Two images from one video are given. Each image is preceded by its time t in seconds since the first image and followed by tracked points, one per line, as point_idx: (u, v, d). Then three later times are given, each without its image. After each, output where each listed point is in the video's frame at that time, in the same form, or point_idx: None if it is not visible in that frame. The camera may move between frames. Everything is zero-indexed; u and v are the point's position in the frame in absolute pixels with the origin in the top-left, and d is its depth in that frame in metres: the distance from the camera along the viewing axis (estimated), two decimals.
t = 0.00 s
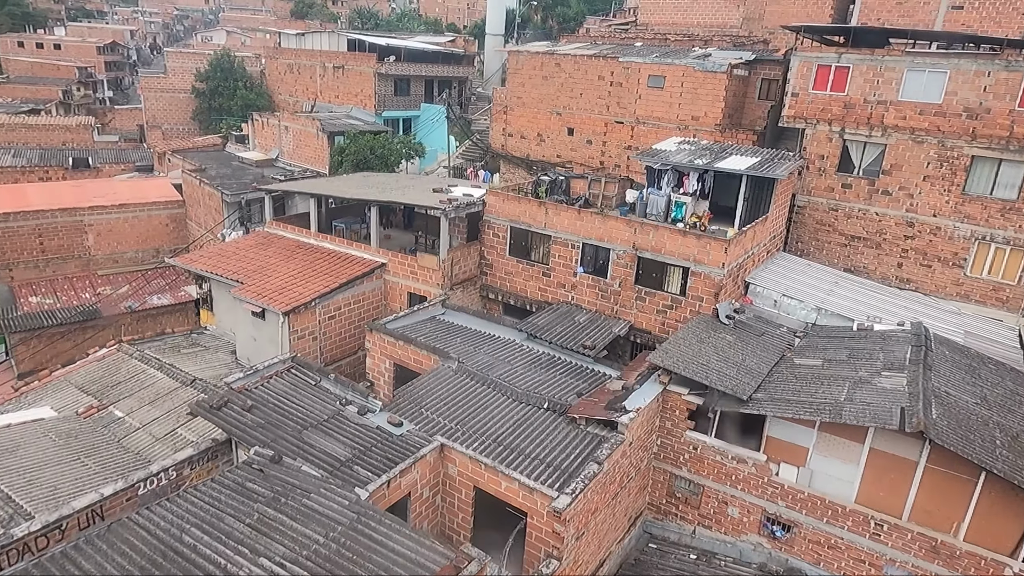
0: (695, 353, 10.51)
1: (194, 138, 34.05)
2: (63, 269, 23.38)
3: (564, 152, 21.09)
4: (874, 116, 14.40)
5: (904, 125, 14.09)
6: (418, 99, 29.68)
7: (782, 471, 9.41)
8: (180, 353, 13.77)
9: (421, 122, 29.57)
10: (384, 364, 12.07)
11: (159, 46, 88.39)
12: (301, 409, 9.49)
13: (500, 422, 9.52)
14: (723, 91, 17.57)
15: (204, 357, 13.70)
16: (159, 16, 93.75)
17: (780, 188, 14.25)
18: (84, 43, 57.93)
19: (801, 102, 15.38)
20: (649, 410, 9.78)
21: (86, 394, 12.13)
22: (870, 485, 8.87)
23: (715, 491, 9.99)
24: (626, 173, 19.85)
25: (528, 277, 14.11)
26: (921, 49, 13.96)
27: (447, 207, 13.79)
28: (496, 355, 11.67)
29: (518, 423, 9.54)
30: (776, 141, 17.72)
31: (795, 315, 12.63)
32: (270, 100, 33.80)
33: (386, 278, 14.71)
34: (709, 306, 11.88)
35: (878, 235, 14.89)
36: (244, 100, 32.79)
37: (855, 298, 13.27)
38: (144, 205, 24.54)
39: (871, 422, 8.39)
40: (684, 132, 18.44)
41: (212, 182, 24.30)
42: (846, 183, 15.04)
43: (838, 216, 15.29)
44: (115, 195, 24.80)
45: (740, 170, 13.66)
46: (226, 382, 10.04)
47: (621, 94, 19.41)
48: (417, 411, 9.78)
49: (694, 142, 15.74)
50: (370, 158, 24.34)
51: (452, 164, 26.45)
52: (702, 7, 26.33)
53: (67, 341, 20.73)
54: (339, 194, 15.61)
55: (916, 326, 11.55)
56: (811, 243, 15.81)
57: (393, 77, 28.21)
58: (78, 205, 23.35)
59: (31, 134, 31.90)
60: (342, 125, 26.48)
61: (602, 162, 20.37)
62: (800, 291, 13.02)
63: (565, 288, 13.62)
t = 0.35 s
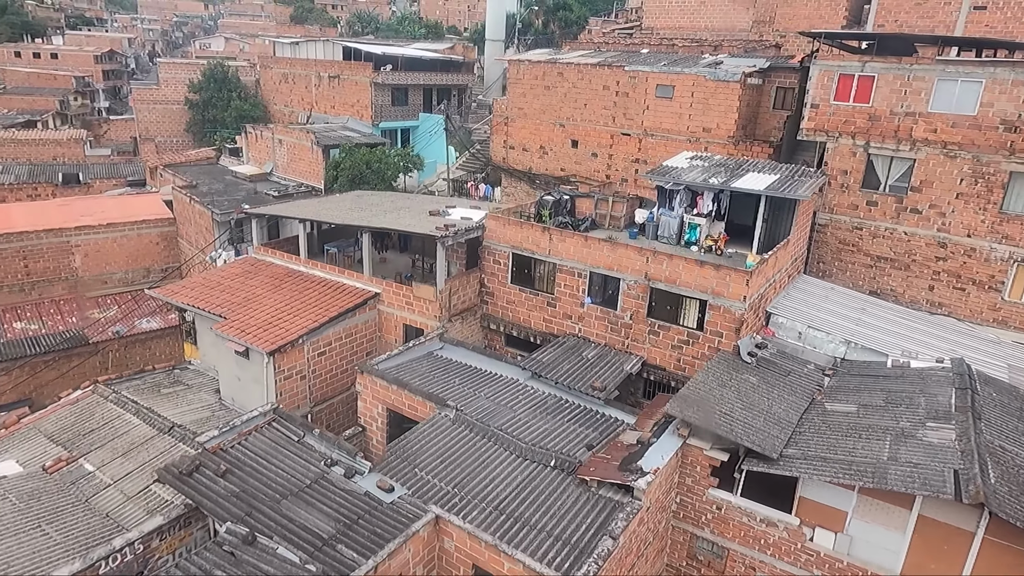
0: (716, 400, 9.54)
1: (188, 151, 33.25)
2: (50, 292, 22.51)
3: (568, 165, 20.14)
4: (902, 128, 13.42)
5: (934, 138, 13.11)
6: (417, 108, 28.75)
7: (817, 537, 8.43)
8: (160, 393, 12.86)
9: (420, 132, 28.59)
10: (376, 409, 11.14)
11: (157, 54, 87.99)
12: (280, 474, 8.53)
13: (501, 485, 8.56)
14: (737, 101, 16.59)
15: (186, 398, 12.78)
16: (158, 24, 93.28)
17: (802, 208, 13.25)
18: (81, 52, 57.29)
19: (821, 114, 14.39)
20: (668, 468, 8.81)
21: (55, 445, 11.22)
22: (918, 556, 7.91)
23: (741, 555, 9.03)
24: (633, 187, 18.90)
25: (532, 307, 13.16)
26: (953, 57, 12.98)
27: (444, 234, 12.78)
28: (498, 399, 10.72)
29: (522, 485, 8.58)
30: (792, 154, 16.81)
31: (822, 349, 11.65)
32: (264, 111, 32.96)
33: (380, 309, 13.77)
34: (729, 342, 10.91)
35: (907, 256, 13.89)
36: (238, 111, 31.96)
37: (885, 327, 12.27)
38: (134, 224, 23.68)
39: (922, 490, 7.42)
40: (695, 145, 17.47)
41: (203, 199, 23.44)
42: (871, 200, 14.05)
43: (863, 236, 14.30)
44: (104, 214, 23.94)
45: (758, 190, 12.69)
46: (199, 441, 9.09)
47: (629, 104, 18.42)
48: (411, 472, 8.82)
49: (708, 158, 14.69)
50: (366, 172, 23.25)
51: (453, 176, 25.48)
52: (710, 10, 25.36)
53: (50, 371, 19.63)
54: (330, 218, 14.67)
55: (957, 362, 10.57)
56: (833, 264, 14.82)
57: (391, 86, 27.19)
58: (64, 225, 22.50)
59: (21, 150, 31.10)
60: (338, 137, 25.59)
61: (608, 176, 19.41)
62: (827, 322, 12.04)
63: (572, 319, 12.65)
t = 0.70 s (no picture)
0: (737, 460, 8.60)
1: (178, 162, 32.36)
2: (30, 314, 21.60)
3: (569, 181, 19.21)
4: (929, 148, 12.47)
5: (965, 159, 12.15)
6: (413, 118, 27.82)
7: None
8: (130, 439, 11.93)
9: (416, 143, 27.84)
10: (362, 462, 10.21)
11: (154, 58, 87.23)
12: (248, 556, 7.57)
13: (496, 566, 7.61)
14: (749, 116, 15.64)
15: (159, 445, 11.86)
16: (155, 28, 92.54)
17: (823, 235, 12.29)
18: (74, 58, 56.45)
19: (841, 132, 13.44)
20: (685, 543, 7.88)
21: (12, 504, 10.30)
22: None
23: None
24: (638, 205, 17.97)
25: (532, 343, 12.21)
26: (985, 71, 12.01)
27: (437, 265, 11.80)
28: (495, 452, 9.77)
29: (521, 566, 7.63)
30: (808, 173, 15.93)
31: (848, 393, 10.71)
32: (256, 120, 32.06)
33: (369, 344, 12.83)
34: (748, 388, 9.97)
35: (934, 284, 12.95)
36: (229, 121, 31.06)
37: (915, 366, 11.33)
38: (118, 242, 22.76)
39: None
40: (703, 161, 16.53)
41: (189, 216, 22.54)
42: (895, 225, 13.11)
43: (886, 262, 13.36)
44: (87, 232, 23.03)
45: (777, 217, 11.74)
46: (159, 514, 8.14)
47: (633, 118, 17.48)
48: (396, 549, 7.89)
49: (719, 178, 13.93)
50: (359, 188, 22.27)
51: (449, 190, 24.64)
52: (716, 16, 24.41)
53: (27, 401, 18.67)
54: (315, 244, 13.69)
55: (999, 412, 9.64)
56: (854, 291, 13.89)
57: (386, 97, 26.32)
58: (44, 244, 21.59)
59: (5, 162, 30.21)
60: (330, 150, 24.66)
61: (611, 193, 18.48)
62: (853, 362, 11.09)
63: (575, 357, 11.70)
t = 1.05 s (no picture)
0: (762, 531, 7.65)
1: (167, 173, 31.45)
2: (8, 336, 20.68)
3: (571, 197, 18.27)
4: (961, 167, 11.51)
5: (1001, 180, 11.20)
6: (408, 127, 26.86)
7: None
8: (97, 489, 11.00)
9: (411, 154, 26.97)
10: (345, 524, 9.27)
11: (149, 62, 86.36)
12: None
13: None
14: (762, 130, 14.67)
15: (127, 496, 10.92)
16: (150, 32, 91.68)
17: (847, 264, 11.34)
18: (68, 63, 55.65)
19: (864, 149, 12.48)
20: None
21: None
22: None
23: None
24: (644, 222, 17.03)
25: (533, 382, 11.26)
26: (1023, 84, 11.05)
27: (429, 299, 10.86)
28: (492, 514, 8.83)
29: None
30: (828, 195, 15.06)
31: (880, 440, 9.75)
32: (247, 129, 31.16)
33: (356, 382, 11.89)
34: (771, 441, 9.02)
35: (966, 314, 12.01)
36: (219, 131, 30.13)
37: (950, 408, 10.40)
38: (100, 260, 21.83)
39: None
40: (713, 178, 15.58)
41: (174, 233, 21.62)
42: (924, 250, 12.17)
43: (914, 289, 12.40)
44: (68, 250, 22.11)
45: (797, 246, 10.80)
46: None
47: (638, 131, 16.54)
48: None
49: (732, 199, 13.01)
50: (351, 203, 21.16)
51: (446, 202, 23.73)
52: (722, 20, 23.41)
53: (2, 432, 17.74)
54: (298, 272, 12.75)
55: None
56: (878, 319, 12.96)
57: (380, 105, 25.38)
58: (22, 264, 20.67)
59: None
60: (320, 162, 23.71)
61: (615, 209, 17.53)
62: (884, 405, 10.13)
63: (579, 399, 10.75)
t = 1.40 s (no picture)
0: None
1: (156, 182, 30.52)
2: None
3: (572, 217, 17.35)
4: (998, 200, 10.58)
5: None
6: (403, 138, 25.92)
7: None
8: (51, 546, 10.01)
9: (406, 165, 26.08)
10: None
11: (147, 64, 85.52)
12: None
13: None
14: (777, 152, 13.74)
15: (84, 555, 9.91)
16: (149, 33, 90.81)
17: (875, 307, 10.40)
18: (62, 65, 54.77)
19: (890, 176, 11.54)
20: None
21: None
22: None
23: None
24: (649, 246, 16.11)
25: (529, 431, 10.32)
26: None
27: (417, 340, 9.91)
28: None
29: None
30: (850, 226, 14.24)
31: (914, 506, 8.80)
32: (238, 138, 30.25)
33: (338, 428, 10.96)
34: (794, 512, 8.09)
35: (1000, 357, 11.07)
36: (209, 139, 29.20)
37: (990, 467, 9.44)
38: (79, 276, 20.84)
39: None
40: (723, 201, 14.68)
41: (157, 249, 20.68)
42: (954, 287, 11.24)
43: (943, 329, 11.47)
44: (47, 265, 21.13)
45: (820, 286, 9.87)
46: None
47: (644, 150, 15.61)
48: None
49: (745, 229, 12.10)
50: (341, 219, 19.97)
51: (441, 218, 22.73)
52: (730, 30, 22.49)
53: None
54: (278, 304, 11.80)
55: None
56: (902, 359, 12.03)
57: (374, 116, 24.45)
58: None
59: None
60: (311, 175, 22.77)
61: (619, 231, 16.59)
62: (917, 465, 9.18)
63: (580, 453, 9.81)
